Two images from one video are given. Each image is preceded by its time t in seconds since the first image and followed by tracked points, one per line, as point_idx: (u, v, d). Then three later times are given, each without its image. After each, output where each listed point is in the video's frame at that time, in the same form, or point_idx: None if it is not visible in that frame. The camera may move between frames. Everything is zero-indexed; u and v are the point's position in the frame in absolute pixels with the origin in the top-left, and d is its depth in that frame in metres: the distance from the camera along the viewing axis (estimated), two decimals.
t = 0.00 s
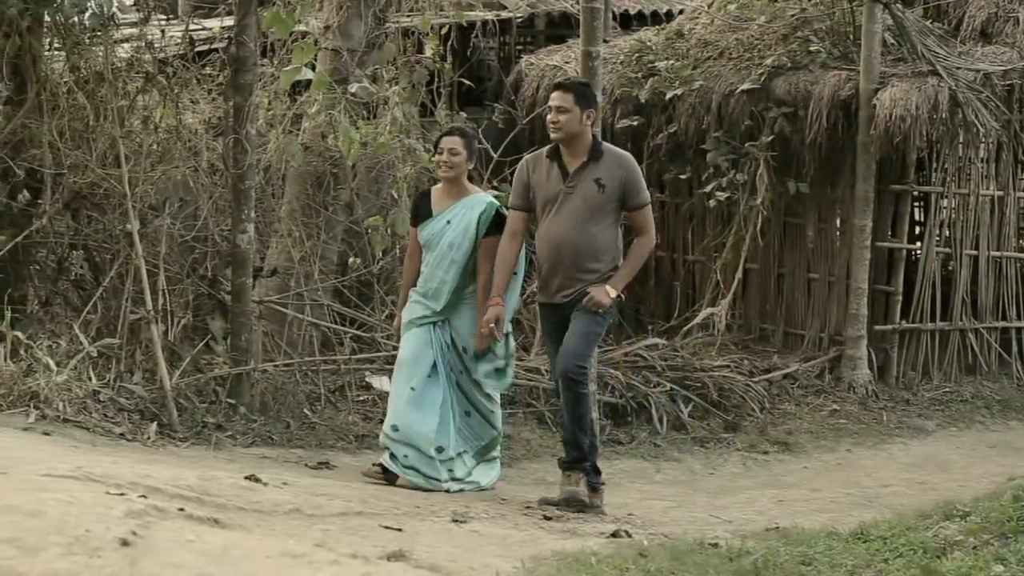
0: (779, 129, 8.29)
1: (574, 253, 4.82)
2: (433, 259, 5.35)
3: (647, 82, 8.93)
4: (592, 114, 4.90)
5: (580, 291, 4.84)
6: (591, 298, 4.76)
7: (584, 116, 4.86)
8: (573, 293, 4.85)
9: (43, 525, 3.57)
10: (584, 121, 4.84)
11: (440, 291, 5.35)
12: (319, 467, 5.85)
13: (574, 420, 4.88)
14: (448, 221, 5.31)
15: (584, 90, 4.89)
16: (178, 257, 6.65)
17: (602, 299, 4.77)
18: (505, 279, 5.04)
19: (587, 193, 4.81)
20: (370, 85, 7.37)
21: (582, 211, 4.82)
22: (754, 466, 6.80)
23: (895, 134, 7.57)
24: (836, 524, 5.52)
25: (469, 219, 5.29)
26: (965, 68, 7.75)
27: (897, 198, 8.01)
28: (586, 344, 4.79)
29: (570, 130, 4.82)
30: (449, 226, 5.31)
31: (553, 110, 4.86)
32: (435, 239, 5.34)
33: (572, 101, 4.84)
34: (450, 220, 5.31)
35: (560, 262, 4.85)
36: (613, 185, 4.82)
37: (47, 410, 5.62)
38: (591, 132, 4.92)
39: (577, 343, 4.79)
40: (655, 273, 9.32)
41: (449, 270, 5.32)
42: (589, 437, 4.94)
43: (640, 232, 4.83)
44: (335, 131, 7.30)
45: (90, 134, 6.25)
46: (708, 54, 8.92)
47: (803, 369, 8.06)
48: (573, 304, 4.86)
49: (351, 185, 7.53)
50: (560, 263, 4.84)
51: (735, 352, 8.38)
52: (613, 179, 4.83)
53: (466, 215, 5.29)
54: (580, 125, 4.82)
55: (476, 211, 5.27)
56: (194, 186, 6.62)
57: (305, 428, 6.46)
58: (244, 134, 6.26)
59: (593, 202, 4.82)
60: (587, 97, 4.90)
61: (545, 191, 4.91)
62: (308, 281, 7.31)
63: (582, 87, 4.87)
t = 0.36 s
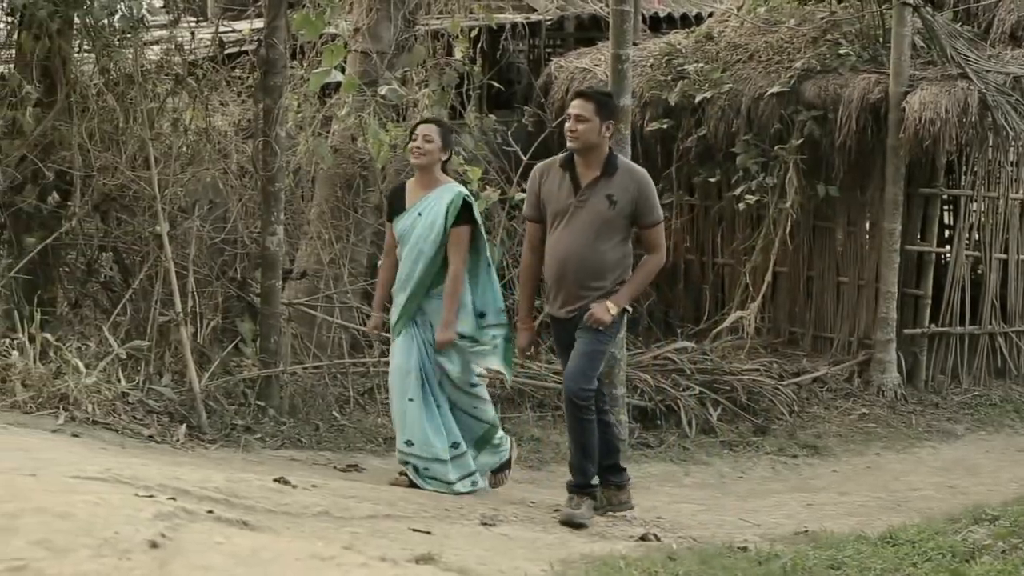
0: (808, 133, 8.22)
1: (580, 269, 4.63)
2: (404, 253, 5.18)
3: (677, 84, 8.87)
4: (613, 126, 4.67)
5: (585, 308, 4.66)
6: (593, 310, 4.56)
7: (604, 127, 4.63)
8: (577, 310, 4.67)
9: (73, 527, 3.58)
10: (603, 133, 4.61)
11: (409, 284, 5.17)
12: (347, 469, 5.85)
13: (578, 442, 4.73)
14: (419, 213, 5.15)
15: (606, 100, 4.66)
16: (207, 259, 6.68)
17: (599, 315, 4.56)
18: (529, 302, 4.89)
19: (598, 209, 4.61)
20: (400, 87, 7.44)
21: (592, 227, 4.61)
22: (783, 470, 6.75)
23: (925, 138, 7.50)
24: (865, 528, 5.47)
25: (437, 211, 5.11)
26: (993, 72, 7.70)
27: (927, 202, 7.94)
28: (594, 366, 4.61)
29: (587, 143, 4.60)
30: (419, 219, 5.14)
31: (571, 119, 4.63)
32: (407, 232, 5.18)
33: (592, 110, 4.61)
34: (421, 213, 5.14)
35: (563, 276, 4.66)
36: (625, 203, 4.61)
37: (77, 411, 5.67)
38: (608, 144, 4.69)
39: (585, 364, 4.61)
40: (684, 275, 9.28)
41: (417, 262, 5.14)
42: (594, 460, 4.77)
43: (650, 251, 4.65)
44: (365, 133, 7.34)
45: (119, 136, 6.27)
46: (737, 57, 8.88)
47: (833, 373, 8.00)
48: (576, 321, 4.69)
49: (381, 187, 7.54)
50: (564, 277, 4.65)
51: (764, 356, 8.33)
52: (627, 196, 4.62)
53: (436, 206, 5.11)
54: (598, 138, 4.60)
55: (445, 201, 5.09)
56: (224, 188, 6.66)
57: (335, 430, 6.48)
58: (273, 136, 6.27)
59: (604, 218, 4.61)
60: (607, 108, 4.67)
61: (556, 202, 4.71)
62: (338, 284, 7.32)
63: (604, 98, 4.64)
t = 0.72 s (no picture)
0: (829, 144, 8.20)
1: (587, 264, 4.55)
2: (399, 247, 5.12)
3: (698, 95, 8.85)
4: (626, 118, 4.59)
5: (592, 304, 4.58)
6: (604, 327, 4.47)
7: (616, 119, 4.57)
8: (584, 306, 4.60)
9: (93, 537, 3.58)
10: (612, 125, 4.55)
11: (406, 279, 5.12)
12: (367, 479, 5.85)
13: (604, 459, 4.69)
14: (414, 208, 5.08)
15: (621, 91, 4.60)
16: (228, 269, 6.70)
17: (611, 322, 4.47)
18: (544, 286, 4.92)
19: (606, 202, 4.52)
20: (421, 98, 7.44)
21: (600, 221, 4.54)
22: (802, 481, 6.71)
23: (945, 149, 7.46)
24: (884, 539, 5.44)
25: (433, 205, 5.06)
26: (1015, 82, 7.69)
27: (948, 212, 7.88)
28: (611, 383, 4.58)
29: (596, 134, 4.55)
30: (414, 213, 5.08)
31: (583, 110, 4.59)
32: (401, 226, 5.11)
33: (602, 102, 4.55)
34: (415, 207, 5.08)
35: (571, 270, 4.60)
36: (633, 195, 4.50)
37: (97, 421, 5.69)
38: (623, 136, 4.61)
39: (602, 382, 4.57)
40: (705, 286, 9.23)
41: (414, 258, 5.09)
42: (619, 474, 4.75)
43: (661, 248, 4.44)
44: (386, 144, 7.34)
45: (140, 146, 6.30)
46: (758, 68, 8.86)
47: (853, 385, 7.95)
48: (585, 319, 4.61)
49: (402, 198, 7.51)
50: (572, 272, 4.59)
51: (784, 367, 8.30)
52: (637, 190, 4.50)
53: (432, 199, 5.06)
54: (607, 130, 4.54)
55: (441, 196, 5.04)
56: (244, 199, 6.67)
57: (354, 440, 6.49)
58: (294, 147, 6.30)
59: (612, 212, 4.52)
60: (620, 100, 4.59)
61: (568, 195, 4.67)
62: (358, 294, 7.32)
63: (616, 89, 4.58)
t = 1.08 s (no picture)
0: (848, 151, 8.14)
1: (595, 270, 4.54)
2: (380, 264, 5.05)
3: (717, 102, 8.81)
4: (627, 118, 4.58)
5: (603, 309, 4.57)
6: (617, 338, 4.52)
7: (618, 120, 4.57)
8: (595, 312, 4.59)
9: (112, 544, 3.59)
10: (614, 126, 4.55)
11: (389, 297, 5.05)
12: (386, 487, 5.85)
13: (625, 461, 4.68)
14: (393, 226, 5.02)
15: (621, 92, 4.58)
16: (247, 276, 6.71)
17: (625, 333, 4.50)
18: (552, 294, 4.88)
19: (612, 206, 4.51)
20: (440, 106, 7.44)
21: (606, 224, 4.53)
22: (821, 489, 6.68)
23: (965, 157, 7.42)
24: (903, 547, 5.40)
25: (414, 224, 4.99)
26: None
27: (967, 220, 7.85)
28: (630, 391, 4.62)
29: (597, 137, 4.54)
30: (394, 232, 5.01)
31: (583, 112, 4.59)
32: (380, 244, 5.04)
33: (602, 104, 4.55)
34: (394, 226, 5.01)
35: (579, 277, 4.59)
36: (638, 196, 4.47)
37: (115, 429, 5.71)
38: (626, 136, 4.60)
39: (621, 391, 4.61)
40: (724, 293, 9.21)
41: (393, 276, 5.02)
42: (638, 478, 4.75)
43: (667, 248, 4.43)
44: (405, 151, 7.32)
45: (159, 153, 6.31)
46: (777, 75, 8.83)
47: (873, 393, 7.92)
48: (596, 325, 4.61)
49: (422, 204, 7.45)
50: (580, 279, 4.58)
51: (804, 374, 8.26)
52: (641, 191, 4.48)
53: (414, 216, 4.99)
54: (609, 132, 4.53)
55: (424, 214, 4.98)
56: (263, 206, 6.71)
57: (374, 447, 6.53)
58: (313, 154, 6.31)
59: (617, 215, 4.51)
60: (620, 100, 4.57)
61: (574, 199, 4.66)
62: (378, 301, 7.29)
63: (616, 89, 4.56)
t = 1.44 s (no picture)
0: (874, 160, 8.12)
1: (591, 284, 4.51)
2: (360, 240, 4.79)
3: (742, 111, 8.78)
4: (613, 125, 4.56)
5: (599, 321, 4.53)
6: (622, 356, 4.51)
7: (604, 128, 4.55)
8: (592, 325, 4.55)
9: (136, 552, 3.60)
10: (601, 134, 4.53)
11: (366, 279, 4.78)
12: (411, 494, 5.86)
13: (642, 464, 4.69)
14: (377, 201, 4.76)
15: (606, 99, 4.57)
16: (272, 284, 6.74)
17: (630, 350, 4.50)
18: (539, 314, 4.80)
19: (604, 217, 4.49)
20: (464, 114, 7.44)
21: (599, 236, 4.50)
22: (846, 498, 6.63)
23: (991, 165, 7.38)
24: (928, 557, 5.36)
25: (399, 201, 4.74)
26: None
27: (992, 229, 7.77)
28: (639, 398, 4.63)
29: (585, 145, 4.52)
30: (377, 207, 4.75)
31: (569, 121, 4.56)
32: (363, 220, 4.79)
33: (588, 111, 4.52)
34: (379, 201, 4.76)
35: (575, 292, 4.55)
36: (631, 205, 4.47)
37: (140, 436, 5.74)
38: (613, 144, 4.58)
39: (629, 400, 4.62)
40: (749, 302, 9.16)
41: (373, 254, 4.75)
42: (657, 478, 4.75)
43: (663, 257, 4.43)
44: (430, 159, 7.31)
45: (184, 161, 6.35)
46: (803, 83, 8.79)
47: (898, 401, 7.86)
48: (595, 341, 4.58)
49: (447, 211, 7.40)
50: (576, 294, 4.55)
51: (829, 383, 8.21)
52: (633, 200, 4.47)
53: (401, 194, 4.74)
54: (597, 139, 4.51)
55: (412, 190, 4.74)
56: (288, 214, 6.73)
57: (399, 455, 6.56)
58: (338, 162, 6.35)
59: (611, 226, 4.48)
60: (607, 107, 4.56)
61: (562, 212, 4.62)
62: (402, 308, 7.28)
63: (601, 96, 4.55)
